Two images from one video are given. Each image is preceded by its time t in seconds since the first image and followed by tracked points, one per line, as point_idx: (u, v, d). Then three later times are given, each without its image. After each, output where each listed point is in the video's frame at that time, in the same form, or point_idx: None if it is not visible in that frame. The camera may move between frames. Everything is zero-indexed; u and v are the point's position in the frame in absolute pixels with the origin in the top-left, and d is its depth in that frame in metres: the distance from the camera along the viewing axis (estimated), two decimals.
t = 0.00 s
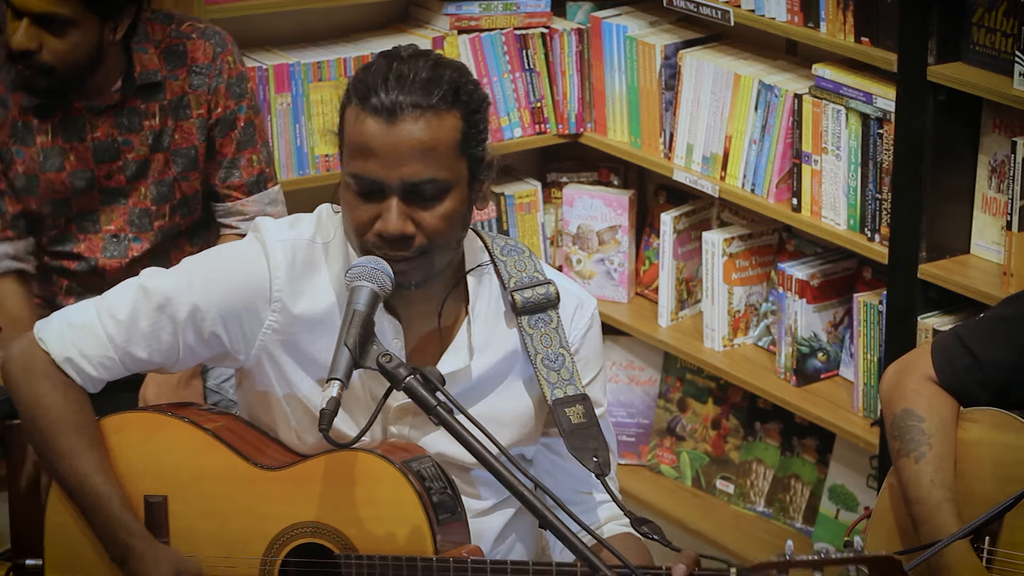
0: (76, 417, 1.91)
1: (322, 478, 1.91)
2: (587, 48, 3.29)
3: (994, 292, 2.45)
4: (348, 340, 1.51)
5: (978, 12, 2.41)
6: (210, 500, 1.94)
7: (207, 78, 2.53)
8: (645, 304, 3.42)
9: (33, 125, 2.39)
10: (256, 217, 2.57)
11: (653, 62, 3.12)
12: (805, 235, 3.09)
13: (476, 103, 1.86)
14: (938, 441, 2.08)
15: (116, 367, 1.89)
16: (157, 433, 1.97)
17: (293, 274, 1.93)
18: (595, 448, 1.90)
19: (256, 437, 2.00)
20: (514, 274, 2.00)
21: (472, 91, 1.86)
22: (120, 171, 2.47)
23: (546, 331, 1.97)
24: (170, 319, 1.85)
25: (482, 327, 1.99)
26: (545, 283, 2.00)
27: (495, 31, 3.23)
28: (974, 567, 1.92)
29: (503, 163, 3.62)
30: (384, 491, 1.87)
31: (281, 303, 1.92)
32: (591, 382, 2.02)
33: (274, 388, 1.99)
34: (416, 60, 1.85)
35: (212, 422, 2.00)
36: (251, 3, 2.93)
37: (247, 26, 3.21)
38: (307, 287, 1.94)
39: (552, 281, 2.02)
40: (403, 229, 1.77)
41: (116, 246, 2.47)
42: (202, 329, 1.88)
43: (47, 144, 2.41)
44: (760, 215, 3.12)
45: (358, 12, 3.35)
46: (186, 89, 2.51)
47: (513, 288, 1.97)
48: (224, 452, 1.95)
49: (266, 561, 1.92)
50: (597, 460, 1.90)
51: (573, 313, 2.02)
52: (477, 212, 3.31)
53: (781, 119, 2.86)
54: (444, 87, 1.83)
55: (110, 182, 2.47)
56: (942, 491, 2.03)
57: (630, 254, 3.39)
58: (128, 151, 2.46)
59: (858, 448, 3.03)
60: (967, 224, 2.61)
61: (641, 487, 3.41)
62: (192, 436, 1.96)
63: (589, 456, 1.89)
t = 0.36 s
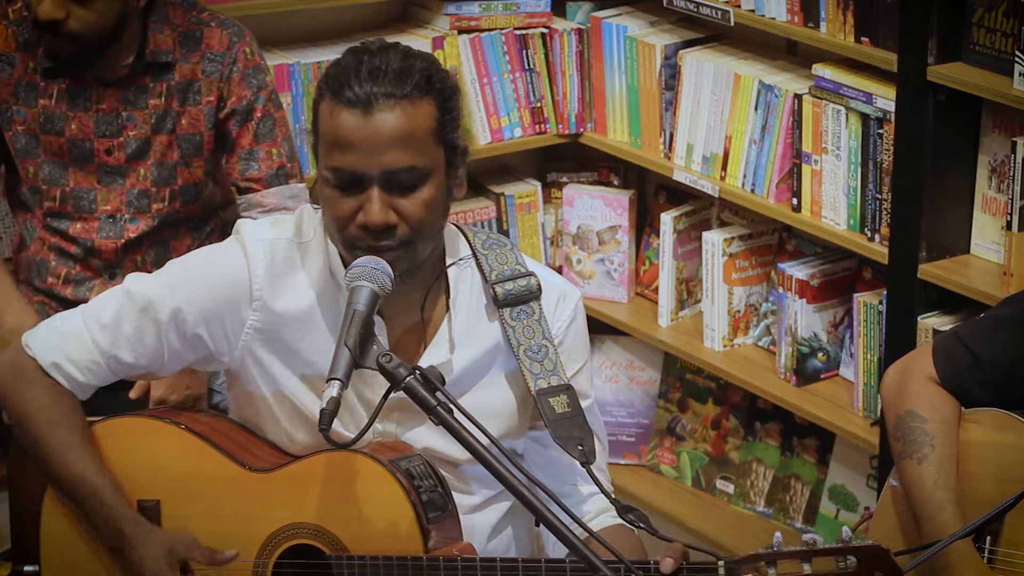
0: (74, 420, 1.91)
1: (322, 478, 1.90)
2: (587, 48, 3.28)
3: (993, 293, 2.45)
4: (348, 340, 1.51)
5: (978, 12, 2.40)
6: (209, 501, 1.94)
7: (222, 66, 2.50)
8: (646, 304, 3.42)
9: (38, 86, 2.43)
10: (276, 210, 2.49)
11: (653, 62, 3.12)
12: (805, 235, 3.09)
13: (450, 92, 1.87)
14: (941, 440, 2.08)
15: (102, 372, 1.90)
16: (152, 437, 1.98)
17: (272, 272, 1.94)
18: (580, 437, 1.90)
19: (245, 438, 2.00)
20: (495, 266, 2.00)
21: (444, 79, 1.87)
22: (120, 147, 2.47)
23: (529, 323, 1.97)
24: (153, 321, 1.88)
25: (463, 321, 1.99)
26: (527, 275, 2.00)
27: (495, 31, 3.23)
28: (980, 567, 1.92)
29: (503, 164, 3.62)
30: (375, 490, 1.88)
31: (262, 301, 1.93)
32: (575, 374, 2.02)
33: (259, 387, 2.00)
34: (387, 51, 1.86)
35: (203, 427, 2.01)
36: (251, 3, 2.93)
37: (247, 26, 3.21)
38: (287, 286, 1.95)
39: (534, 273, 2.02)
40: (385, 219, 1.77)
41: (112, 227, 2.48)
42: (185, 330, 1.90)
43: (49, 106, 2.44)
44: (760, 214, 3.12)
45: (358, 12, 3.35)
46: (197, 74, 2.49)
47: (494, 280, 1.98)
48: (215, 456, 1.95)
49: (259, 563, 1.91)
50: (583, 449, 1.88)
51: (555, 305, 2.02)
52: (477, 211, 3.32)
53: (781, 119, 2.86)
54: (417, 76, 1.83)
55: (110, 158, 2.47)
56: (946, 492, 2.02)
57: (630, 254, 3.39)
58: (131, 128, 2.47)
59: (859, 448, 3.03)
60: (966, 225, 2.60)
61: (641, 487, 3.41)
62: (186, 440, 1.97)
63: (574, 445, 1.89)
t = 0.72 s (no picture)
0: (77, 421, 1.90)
1: (322, 479, 1.90)
2: (587, 48, 3.28)
3: (994, 292, 2.45)
4: (348, 340, 1.50)
5: (978, 12, 2.40)
6: (209, 501, 1.94)
7: (220, 76, 2.50)
8: (646, 304, 3.42)
9: (32, 100, 2.45)
10: (276, 216, 2.47)
11: (653, 62, 3.12)
12: (805, 235, 3.09)
13: (432, 92, 1.86)
14: (943, 438, 2.08)
15: (97, 381, 1.92)
16: (147, 440, 1.98)
17: (262, 278, 1.93)
18: (575, 432, 1.88)
19: (241, 440, 2.01)
20: (485, 265, 1.99)
21: (425, 80, 1.86)
22: (118, 159, 2.48)
23: (521, 321, 1.97)
24: (144, 330, 1.89)
25: (456, 320, 1.99)
26: (518, 272, 2.00)
27: (495, 31, 3.23)
28: (986, 562, 1.92)
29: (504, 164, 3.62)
30: (366, 490, 1.87)
31: (252, 307, 1.93)
32: (569, 369, 2.02)
33: (253, 392, 1.99)
34: (367, 55, 1.86)
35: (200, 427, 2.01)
36: (252, 3, 2.93)
37: (248, 26, 3.21)
38: (277, 291, 1.94)
39: (524, 270, 2.02)
40: (388, 225, 1.78)
41: (112, 237, 2.49)
42: (177, 338, 1.91)
43: (44, 119, 2.46)
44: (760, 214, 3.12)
45: (358, 12, 3.35)
46: (195, 84, 2.49)
47: (485, 279, 1.97)
48: (209, 457, 1.95)
49: (255, 564, 1.92)
50: (577, 445, 1.87)
51: (548, 300, 2.02)
52: (477, 211, 3.32)
53: (781, 119, 2.86)
54: (400, 78, 1.83)
55: (108, 169, 2.49)
56: (950, 487, 2.02)
57: (630, 254, 3.39)
58: (127, 139, 2.48)
59: (859, 448, 3.03)
60: (967, 224, 2.61)
61: (641, 486, 3.42)
62: (180, 442, 1.97)
63: (568, 441, 1.87)
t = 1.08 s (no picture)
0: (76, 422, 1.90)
1: (321, 481, 1.89)
2: (587, 48, 3.28)
3: (994, 292, 2.45)
4: (348, 340, 1.50)
5: (978, 12, 2.40)
6: (209, 502, 1.94)
7: (202, 80, 2.50)
8: (646, 304, 3.42)
9: (30, 145, 2.36)
10: (273, 203, 2.57)
11: (653, 62, 3.12)
12: (805, 235, 3.09)
13: (437, 85, 1.87)
14: (943, 437, 2.08)
15: (100, 385, 1.90)
16: (147, 445, 1.98)
17: (266, 277, 1.93)
18: (580, 440, 1.88)
19: (240, 445, 2.00)
20: (491, 269, 2.00)
21: (431, 74, 1.88)
22: (122, 181, 2.45)
23: (526, 326, 1.97)
24: (148, 332, 1.87)
25: (462, 322, 1.99)
26: (523, 277, 2.00)
27: (495, 31, 3.23)
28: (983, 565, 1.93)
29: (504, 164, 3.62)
30: (365, 493, 1.86)
31: (256, 306, 1.93)
32: (573, 375, 2.03)
33: (255, 392, 1.99)
34: (373, 50, 1.87)
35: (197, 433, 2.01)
36: (252, 3, 2.93)
37: (247, 26, 3.21)
38: (281, 291, 1.94)
39: (530, 275, 2.02)
40: (369, 205, 1.77)
41: (120, 254, 2.47)
42: (181, 339, 1.90)
43: (45, 162, 2.38)
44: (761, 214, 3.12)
45: (358, 12, 3.35)
46: (180, 92, 2.48)
47: (491, 283, 1.98)
48: (205, 460, 1.95)
49: (253, 568, 1.91)
50: (582, 451, 1.87)
51: (552, 304, 2.03)
52: (477, 211, 3.32)
53: (781, 119, 2.86)
54: (403, 68, 1.84)
55: (114, 192, 2.45)
56: (949, 487, 2.02)
57: (630, 254, 3.39)
58: (130, 161, 2.45)
59: (859, 448, 3.03)
60: (967, 224, 2.61)
61: (641, 487, 3.41)
62: (177, 446, 1.97)
63: (572, 447, 1.87)
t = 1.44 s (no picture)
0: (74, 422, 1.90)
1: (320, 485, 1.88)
2: (587, 48, 3.29)
3: (994, 292, 2.45)
4: (348, 340, 1.51)
5: (978, 12, 2.40)
6: (205, 501, 1.93)
7: (200, 91, 2.49)
8: (646, 304, 3.42)
9: (29, 159, 2.39)
10: (268, 209, 2.58)
11: (653, 62, 3.12)
12: (805, 235, 3.09)
13: (453, 90, 1.87)
14: (945, 431, 2.08)
15: (113, 378, 1.87)
16: (149, 443, 1.96)
17: (286, 272, 1.92)
18: (601, 444, 1.88)
19: (248, 444, 1.98)
20: (513, 272, 2.01)
21: (447, 79, 1.88)
22: (122, 192, 2.46)
23: (548, 329, 1.98)
24: (166, 326, 1.85)
25: (487, 323, 1.98)
26: (546, 281, 2.01)
27: (495, 31, 3.23)
28: (995, 556, 1.89)
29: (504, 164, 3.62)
30: (374, 498, 1.84)
31: (276, 302, 1.91)
32: (595, 380, 2.02)
33: (271, 388, 1.98)
34: (389, 53, 1.88)
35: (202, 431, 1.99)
36: (251, 3, 2.93)
37: (246, 25, 3.21)
38: (300, 287, 1.93)
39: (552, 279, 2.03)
40: (377, 209, 1.77)
41: (122, 263, 2.49)
42: (199, 334, 1.87)
43: (44, 176, 2.40)
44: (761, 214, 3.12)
45: (358, 12, 3.35)
46: (179, 104, 2.48)
47: (514, 285, 1.98)
48: (210, 461, 1.93)
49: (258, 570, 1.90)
50: (603, 456, 1.87)
51: (576, 310, 2.02)
52: (477, 211, 3.32)
53: (781, 119, 2.86)
54: (417, 72, 1.85)
55: (113, 203, 2.47)
56: (952, 477, 2.02)
57: (630, 254, 3.39)
58: (128, 173, 2.46)
59: (859, 448, 3.03)
60: (967, 224, 2.61)
61: (641, 487, 3.41)
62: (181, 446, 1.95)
63: (594, 452, 1.87)
